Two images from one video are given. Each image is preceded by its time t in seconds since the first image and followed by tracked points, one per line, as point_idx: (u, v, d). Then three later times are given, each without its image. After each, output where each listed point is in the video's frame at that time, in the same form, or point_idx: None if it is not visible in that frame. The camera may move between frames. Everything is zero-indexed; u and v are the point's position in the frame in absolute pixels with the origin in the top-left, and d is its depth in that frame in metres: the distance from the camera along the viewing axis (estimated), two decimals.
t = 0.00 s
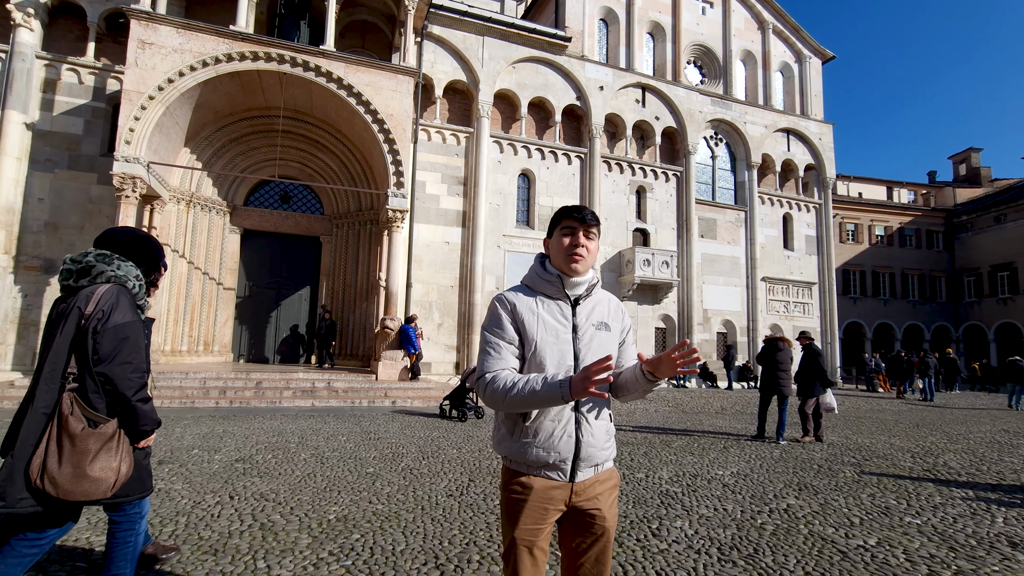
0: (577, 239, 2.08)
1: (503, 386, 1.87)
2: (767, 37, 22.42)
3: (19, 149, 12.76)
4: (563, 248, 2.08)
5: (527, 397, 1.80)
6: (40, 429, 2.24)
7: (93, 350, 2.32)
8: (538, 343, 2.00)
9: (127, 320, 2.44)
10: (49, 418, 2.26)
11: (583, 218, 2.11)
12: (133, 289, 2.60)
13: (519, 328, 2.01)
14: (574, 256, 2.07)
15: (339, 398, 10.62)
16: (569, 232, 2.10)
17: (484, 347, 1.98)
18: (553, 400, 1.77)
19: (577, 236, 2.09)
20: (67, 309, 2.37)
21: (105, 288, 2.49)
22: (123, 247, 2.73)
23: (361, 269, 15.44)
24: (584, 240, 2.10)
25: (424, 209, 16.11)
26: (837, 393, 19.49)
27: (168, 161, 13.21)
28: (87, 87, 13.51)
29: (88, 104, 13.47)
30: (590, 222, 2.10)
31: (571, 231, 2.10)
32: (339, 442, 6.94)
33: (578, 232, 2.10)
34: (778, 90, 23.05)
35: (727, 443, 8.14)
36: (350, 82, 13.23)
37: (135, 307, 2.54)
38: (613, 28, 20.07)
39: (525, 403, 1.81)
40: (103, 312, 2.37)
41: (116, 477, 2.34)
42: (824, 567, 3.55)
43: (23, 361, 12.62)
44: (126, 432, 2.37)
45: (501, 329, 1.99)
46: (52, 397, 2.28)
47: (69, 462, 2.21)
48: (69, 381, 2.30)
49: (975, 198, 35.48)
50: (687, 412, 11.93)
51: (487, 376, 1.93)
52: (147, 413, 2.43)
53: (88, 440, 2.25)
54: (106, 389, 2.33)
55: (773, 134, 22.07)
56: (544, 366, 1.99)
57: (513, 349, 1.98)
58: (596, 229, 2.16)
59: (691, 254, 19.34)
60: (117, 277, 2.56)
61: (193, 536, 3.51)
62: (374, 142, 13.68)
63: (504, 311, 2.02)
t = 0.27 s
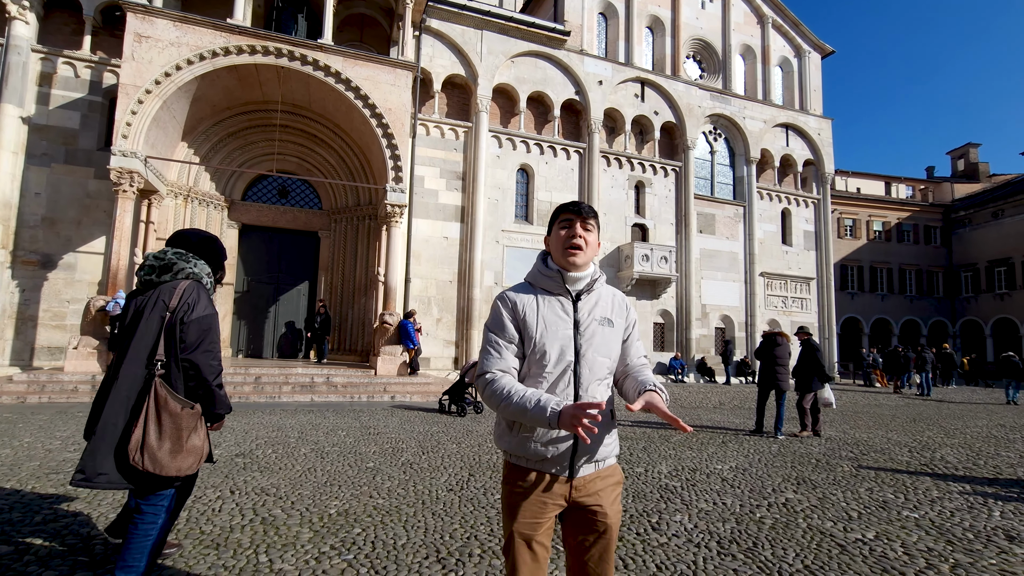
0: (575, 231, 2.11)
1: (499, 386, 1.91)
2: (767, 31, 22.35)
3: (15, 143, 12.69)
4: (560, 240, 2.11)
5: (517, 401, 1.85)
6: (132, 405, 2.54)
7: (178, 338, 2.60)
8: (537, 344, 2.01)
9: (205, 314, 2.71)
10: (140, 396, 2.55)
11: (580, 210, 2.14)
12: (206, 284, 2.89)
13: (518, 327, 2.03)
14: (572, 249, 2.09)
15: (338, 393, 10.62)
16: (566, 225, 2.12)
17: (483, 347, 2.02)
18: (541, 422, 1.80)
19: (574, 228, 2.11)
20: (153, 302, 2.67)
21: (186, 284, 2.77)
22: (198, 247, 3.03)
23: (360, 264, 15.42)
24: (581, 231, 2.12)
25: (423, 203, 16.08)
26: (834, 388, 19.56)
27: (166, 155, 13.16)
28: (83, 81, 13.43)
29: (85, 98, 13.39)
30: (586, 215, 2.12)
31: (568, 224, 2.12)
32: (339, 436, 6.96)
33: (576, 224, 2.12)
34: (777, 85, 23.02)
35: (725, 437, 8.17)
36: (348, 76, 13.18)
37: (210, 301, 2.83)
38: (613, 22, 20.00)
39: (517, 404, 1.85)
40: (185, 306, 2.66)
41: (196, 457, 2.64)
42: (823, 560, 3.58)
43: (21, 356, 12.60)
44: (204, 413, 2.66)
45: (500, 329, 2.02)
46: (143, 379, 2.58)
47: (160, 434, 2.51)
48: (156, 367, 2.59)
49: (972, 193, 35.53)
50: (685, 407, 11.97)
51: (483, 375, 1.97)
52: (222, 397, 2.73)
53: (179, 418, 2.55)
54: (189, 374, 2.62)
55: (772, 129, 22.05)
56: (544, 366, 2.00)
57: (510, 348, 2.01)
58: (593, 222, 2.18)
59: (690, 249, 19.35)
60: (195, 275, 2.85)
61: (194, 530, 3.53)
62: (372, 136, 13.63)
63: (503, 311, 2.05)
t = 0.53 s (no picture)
0: (572, 222, 2.14)
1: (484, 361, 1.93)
2: (764, 26, 22.31)
3: (8, 137, 12.59)
4: (558, 231, 2.14)
5: (487, 361, 1.91)
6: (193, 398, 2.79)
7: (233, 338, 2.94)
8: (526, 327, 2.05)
9: (252, 318, 3.07)
10: (200, 390, 2.82)
11: (580, 202, 2.17)
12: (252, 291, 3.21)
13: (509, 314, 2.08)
14: (569, 239, 2.13)
15: (336, 388, 10.64)
16: (566, 217, 2.16)
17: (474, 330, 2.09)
18: (509, 367, 1.84)
19: (573, 220, 2.14)
20: (206, 307, 2.96)
21: (237, 290, 3.11)
22: (241, 257, 3.37)
23: (356, 259, 15.40)
24: (580, 223, 2.15)
25: (420, 198, 16.05)
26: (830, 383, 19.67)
27: (161, 149, 13.08)
28: (77, 74, 13.31)
29: (78, 91, 13.29)
30: (586, 207, 2.15)
31: (568, 215, 2.16)
32: (337, 431, 6.99)
33: (575, 216, 2.15)
34: (775, 80, 23.01)
35: (722, 431, 8.21)
36: (344, 69, 13.11)
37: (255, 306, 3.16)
38: (610, 16, 19.91)
39: (494, 367, 1.88)
40: (237, 310, 3.00)
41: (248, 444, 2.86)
42: (819, 552, 3.61)
43: (16, 351, 12.56)
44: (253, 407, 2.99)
45: (492, 315, 2.09)
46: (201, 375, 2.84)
47: (220, 425, 2.76)
48: (212, 365, 2.87)
49: (968, 188, 35.65)
50: (682, 401, 12.03)
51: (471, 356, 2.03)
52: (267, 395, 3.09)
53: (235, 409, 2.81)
54: (241, 371, 2.97)
55: (769, 124, 22.05)
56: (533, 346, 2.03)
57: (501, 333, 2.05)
58: (594, 215, 2.20)
59: (687, 244, 19.37)
60: (244, 281, 3.17)
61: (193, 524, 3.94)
62: (369, 131, 13.58)
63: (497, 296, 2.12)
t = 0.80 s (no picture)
0: (574, 220, 2.11)
1: (500, 357, 1.90)
2: (760, 20, 22.28)
3: None
4: (560, 228, 2.11)
5: (514, 354, 1.84)
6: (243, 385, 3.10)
7: (274, 327, 3.21)
8: (537, 322, 2.04)
9: (290, 308, 3.35)
10: (247, 377, 3.13)
11: (582, 199, 2.14)
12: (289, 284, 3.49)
13: (517, 310, 2.06)
14: (570, 236, 2.11)
15: (331, 383, 10.64)
16: (567, 214, 2.12)
17: (485, 330, 2.04)
18: (540, 353, 1.78)
19: (575, 217, 2.11)
20: (250, 298, 3.25)
21: (277, 284, 3.38)
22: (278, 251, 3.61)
23: (352, 253, 15.37)
24: (582, 220, 2.13)
25: (415, 192, 16.00)
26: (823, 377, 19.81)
27: (153, 142, 12.99)
28: (68, 67, 13.18)
29: (69, 84, 13.16)
30: (588, 204, 2.12)
31: (569, 212, 2.12)
32: (333, 425, 7.02)
33: (577, 213, 2.12)
34: (770, 75, 23.02)
35: (716, 426, 8.25)
36: (338, 63, 13.04)
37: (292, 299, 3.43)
38: (606, 10, 19.85)
39: (518, 360, 1.83)
40: (276, 301, 3.27)
41: (292, 427, 3.28)
42: (812, 545, 3.65)
43: (8, 346, 12.48)
44: (294, 392, 3.28)
45: (500, 311, 2.05)
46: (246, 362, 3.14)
47: (266, 409, 3.16)
48: (256, 353, 3.18)
49: (961, 184, 35.84)
50: (677, 395, 12.09)
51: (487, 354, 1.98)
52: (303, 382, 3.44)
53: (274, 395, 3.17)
54: (284, 357, 3.25)
55: (764, 119, 22.07)
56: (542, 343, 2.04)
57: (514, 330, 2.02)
58: (595, 212, 2.18)
59: (682, 239, 19.40)
60: (280, 274, 3.42)
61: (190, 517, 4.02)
62: (364, 125, 13.51)
63: (502, 293, 2.08)
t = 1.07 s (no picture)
0: (583, 221, 2.11)
1: (522, 358, 1.84)
2: (752, 16, 22.31)
3: None
4: (568, 229, 2.11)
5: (561, 371, 1.77)
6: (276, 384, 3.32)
7: (307, 329, 3.40)
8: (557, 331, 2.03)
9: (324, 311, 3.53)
10: (280, 376, 3.35)
11: (590, 199, 2.13)
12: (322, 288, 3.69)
13: (533, 304, 2.02)
14: (578, 237, 2.11)
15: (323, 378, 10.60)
16: (575, 214, 2.11)
17: (503, 323, 1.94)
18: (590, 383, 1.76)
19: (583, 218, 2.11)
20: (286, 301, 3.46)
21: (311, 288, 3.57)
22: (311, 256, 3.79)
23: (344, 248, 15.25)
24: (590, 221, 2.13)
25: (407, 187, 15.93)
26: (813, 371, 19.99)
27: (142, 135, 12.83)
28: (53, 58, 12.97)
29: (55, 75, 12.96)
30: (597, 204, 2.11)
31: (577, 213, 2.11)
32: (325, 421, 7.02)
33: (585, 214, 2.11)
34: (762, 70, 23.08)
35: (708, 420, 8.31)
36: (330, 55, 12.93)
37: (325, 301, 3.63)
38: (599, 4, 19.78)
39: (550, 372, 1.78)
40: (310, 304, 3.47)
41: (321, 422, 3.48)
42: (801, 537, 3.75)
43: None
44: (324, 389, 3.47)
45: (516, 305, 1.98)
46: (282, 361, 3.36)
47: (297, 407, 3.34)
48: (290, 352, 3.40)
49: (949, 180, 36.19)
50: (668, 390, 12.17)
51: (510, 353, 1.90)
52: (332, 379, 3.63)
53: (306, 392, 3.36)
54: (317, 357, 3.44)
55: (756, 115, 22.14)
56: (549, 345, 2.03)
57: (531, 325, 1.97)
58: (601, 211, 2.18)
59: (674, 234, 19.46)
60: (314, 279, 3.61)
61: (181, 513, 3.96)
62: (356, 118, 13.42)
63: (517, 288, 2.01)
